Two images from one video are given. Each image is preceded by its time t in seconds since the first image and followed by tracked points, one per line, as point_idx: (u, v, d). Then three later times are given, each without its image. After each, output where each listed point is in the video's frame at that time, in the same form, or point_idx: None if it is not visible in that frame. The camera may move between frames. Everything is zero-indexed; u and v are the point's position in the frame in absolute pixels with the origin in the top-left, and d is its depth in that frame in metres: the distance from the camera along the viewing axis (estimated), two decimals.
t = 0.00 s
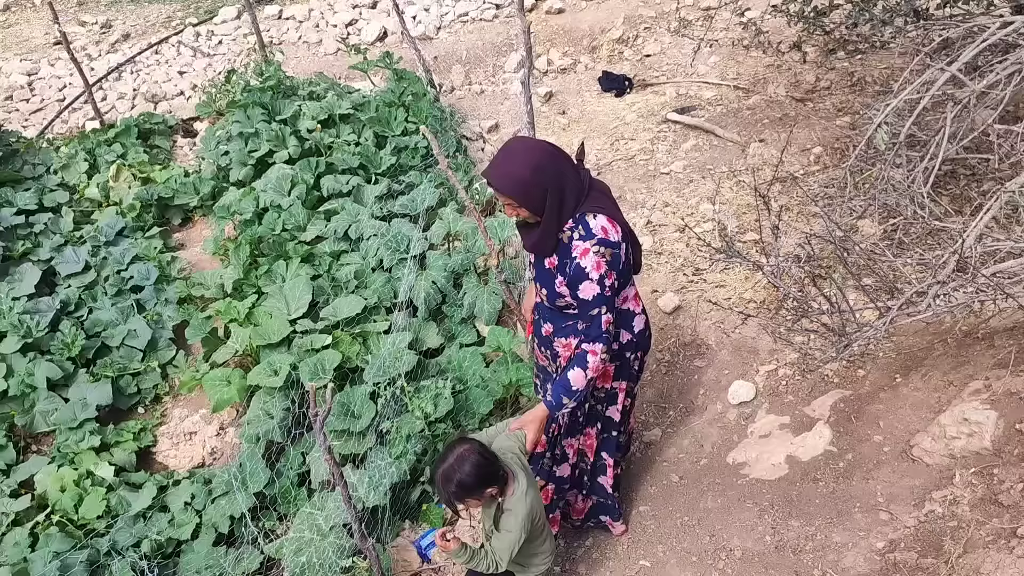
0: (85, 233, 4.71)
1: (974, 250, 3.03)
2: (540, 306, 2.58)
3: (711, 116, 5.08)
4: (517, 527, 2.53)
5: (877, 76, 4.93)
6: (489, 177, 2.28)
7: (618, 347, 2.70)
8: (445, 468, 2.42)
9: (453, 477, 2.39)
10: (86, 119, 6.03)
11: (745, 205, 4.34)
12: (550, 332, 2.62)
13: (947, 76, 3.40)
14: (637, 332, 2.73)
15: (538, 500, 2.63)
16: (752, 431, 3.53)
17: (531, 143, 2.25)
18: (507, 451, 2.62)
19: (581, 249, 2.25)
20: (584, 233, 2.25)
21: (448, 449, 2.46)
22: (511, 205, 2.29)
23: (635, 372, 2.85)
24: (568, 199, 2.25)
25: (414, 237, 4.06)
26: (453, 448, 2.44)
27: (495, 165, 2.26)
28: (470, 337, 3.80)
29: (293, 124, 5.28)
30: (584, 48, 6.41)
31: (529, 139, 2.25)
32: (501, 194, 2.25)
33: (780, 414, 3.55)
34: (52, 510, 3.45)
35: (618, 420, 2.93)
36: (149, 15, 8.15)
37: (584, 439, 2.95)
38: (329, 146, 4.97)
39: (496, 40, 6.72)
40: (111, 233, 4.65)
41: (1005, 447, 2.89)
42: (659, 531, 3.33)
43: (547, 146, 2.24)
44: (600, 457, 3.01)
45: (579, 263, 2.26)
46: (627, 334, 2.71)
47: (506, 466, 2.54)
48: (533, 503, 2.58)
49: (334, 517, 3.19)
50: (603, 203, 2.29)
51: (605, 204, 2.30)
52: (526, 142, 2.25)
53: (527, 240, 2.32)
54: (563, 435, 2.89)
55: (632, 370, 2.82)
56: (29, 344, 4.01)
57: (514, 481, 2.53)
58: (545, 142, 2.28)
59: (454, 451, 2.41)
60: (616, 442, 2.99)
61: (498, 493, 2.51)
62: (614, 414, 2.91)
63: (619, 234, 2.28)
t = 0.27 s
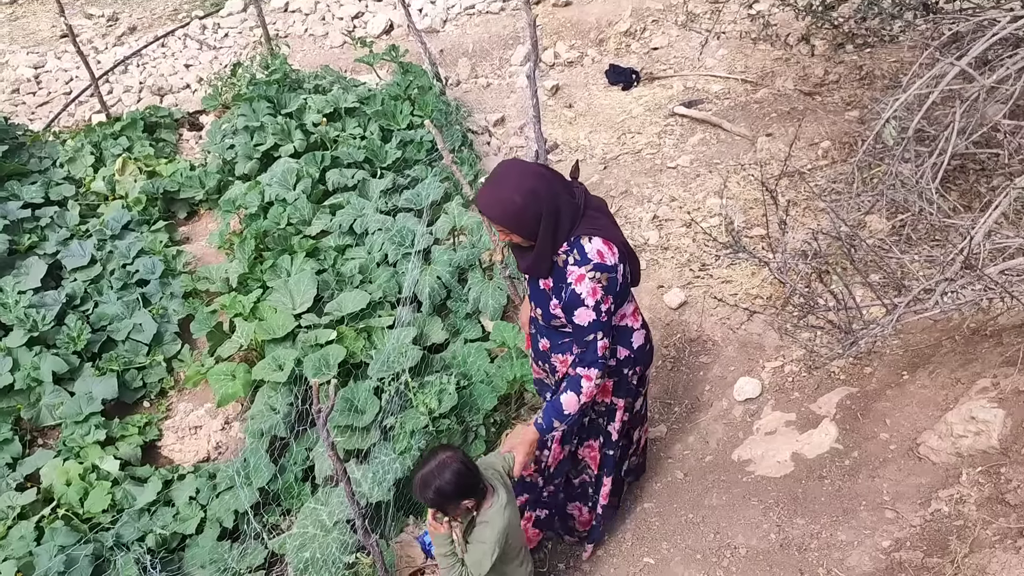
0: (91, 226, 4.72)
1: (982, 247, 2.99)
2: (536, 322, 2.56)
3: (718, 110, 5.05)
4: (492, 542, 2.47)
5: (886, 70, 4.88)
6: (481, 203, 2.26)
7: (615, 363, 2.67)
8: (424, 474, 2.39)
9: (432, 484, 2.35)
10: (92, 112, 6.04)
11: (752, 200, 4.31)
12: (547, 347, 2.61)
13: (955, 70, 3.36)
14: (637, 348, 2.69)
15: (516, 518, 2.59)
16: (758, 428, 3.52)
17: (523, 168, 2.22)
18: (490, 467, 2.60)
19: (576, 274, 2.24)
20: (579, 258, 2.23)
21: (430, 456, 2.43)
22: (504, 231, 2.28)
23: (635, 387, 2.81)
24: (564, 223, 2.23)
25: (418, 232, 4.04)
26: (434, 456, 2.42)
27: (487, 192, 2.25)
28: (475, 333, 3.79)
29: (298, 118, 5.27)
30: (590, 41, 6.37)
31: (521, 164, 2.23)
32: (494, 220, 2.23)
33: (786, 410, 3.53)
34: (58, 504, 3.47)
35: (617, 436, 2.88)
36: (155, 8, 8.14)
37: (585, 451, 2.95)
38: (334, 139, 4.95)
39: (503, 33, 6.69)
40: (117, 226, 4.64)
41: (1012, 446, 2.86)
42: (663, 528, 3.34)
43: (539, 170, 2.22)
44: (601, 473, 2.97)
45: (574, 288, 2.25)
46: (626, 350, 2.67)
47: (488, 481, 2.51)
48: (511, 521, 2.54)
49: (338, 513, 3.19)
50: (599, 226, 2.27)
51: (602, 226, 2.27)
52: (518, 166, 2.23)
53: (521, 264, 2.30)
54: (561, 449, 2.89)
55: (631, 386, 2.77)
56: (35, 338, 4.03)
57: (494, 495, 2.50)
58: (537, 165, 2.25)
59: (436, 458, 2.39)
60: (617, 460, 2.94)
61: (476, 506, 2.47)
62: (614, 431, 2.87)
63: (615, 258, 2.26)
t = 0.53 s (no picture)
0: (104, 220, 4.73)
1: (996, 246, 2.96)
2: (537, 328, 2.51)
3: (731, 104, 5.01)
4: None
5: (901, 64, 4.84)
6: (488, 213, 2.21)
7: (616, 374, 2.61)
8: (394, 506, 2.30)
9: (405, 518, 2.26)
10: (105, 106, 6.06)
11: (764, 195, 4.28)
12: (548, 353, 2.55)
13: (971, 66, 3.31)
14: (641, 360, 2.62)
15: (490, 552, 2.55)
16: (768, 426, 3.51)
17: (534, 179, 2.17)
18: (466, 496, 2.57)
19: (580, 289, 2.19)
20: (585, 272, 2.18)
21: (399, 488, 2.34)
22: (509, 243, 2.23)
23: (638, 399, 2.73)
24: (572, 237, 2.18)
25: (428, 227, 4.04)
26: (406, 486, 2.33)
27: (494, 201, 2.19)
28: (485, 328, 3.80)
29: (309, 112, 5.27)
30: (603, 34, 6.33)
31: (531, 175, 2.17)
32: (500, 232, 2.18)
33: (797, 408, 3.51)
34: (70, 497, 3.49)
35: (621, 446, 2.81)
36: (168, 2, 8.15)
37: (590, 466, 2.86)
38: (345, 134, 4.95)
39: (514, 27, 6.67)
40: (129, 221, 4.68)
41: None
42: (672, 526, 3.35)
43: (549, 182, 2.16)
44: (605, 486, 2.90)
45: (576, 303, 2.21)
46: (628, 360, 2.61)
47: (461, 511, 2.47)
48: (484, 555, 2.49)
49: (347, 509, 3.20)
50: (608, 241, 2.21)
51: (610, 242, 2.22)
52: (528, 178, 2.17)
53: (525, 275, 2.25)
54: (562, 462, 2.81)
55: (634, 396, 2.70)
56: (49, 332, 4.06)
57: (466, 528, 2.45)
58: (547, 177, 2.20)
59: (409, 489, 2.30)
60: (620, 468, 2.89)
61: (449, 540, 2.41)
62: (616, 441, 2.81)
63: (621, 275, 2.21)
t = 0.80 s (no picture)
0: (128, 206, 4.75)
1: None
2: (556, 324, 2.51)
3: (756, 93, 4.95)
4: None
5: (931, 53, 4.75)
6: (515, 211, 2.21)
7: (635, 371, 2.58)
8: (400, 511, 2.35)
9: (410, 524, 2.32)
10: (131, 92, 6.09)
11: (789, 185, 4.23)
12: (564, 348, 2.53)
13: (1003, 55, 3.24)
14: (658, 356, 2.61)
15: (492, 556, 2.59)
16: (790, 419, 3.48)
17: (562, 176, 2.17)
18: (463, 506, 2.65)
19: (608, 287, 2.19)
20: (612, 270, 2.18)
21: (404, 494, 2.40)
22: (536, 241, 2.23)
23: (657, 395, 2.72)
24: (600, 234, 2.17)
25: (449, 215, 4.03)
26: (411, 492, 2.39)
27: (520, 200, 2.20)
28: (505, 317, 3.79)
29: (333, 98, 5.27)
30: (628, 20, 6.26)
31: (559, 172, 2.17)
32: (528, 230, 2.18)
33: (819, 401, 3.48)
34: (95, 479, 3.55)
35: (640, 444, 2.80)
36: None
37: (611, 465, 2.83)
38: (368, 121, 4.94)
39: (538, 13, 6.61)
40: (154, 206, 4.69)
41: None
42: (691, 518, 3.32)
43: (576, 179, 2.16)
44: (625, 482, 2.88)
45: (604, 302, 2.21)
46: (646, 357, 2.59)
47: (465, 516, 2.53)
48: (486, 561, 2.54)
49: (367, 496, 3.22)
50: (634, 238, 2.21)
51: (637, 238, 2.22)
52: (556, 175, 2.17)
53: (550, 273, 2.25)
54: (581, 460, 2.79)
55: (653, 392, 2.69)
56: (74, 315, 4.10)
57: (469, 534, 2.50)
58: (575, 175, 2.20)
59: (416, 495, 2.36)
60: (639, 463, 2.88)
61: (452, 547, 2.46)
62: (636, 437, 2.80)
63: (648, 272, 2.21)
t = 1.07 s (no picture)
0: (156, 174, 4.80)
1: None
2: (578, 304, 2.48)
3: (786, 69, 4.88)
4: None
5: (967, 30, 4.65)
6: (541, 190, 2.17)
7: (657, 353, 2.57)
8: (409, 496, 2.33)
9: (415, 513, 2.29)
10: (158, 61, 6.11)
11: (818, 163, 4.18)
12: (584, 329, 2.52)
13: None
14: (679, 339, 2.57)
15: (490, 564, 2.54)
16: (812, 399, 3.44)
17: (588, 154, 2.12)
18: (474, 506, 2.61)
19: (638, 267, 2.17)
20: (641, 250, 2.15)
21: (415, 481, 2.38)
22: (563, 221, 2.19)
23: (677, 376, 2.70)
24: (627, 213, 2.14)
25: (473, 188, 4.02)
26: (424, 481, 2.36)
27: (545, 178, 2.16)
28: (526, 292, 3.78)
29: (358, 69, 5.25)
30: None
31: (585, 150, 2.12)
32: (555, 209, 2.14)
33: (842, 381, 3.45)
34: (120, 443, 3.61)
35: (660, 424, 2.81)
36: None
37: (628, 444, 2.82)
38: (393, 93, 4.92)
39: None
40: (180, 174, 4.71)
41: None
42: (709, 495, 3.30)
43: (602, 157, 2.12)
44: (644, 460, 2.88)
45: (633, 282, 2.19)
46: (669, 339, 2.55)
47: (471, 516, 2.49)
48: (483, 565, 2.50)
49: (386, 466, 3.25)
50: (661, 217, 2.17)
51: (664, 216, 2.18)
52: (583, 153, 2.13)
53: (576, 253, 2.21)
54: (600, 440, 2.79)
55: (673, 373, 2.67)
56: (101, 282, 4.14)
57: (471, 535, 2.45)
58: (602, 152, 2.15)
59: (429, 484, 2.34)
60: (657, 443, 2.88)
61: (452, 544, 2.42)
62: (654, 417, 2.79)
63: (676, 251, 2.18)
